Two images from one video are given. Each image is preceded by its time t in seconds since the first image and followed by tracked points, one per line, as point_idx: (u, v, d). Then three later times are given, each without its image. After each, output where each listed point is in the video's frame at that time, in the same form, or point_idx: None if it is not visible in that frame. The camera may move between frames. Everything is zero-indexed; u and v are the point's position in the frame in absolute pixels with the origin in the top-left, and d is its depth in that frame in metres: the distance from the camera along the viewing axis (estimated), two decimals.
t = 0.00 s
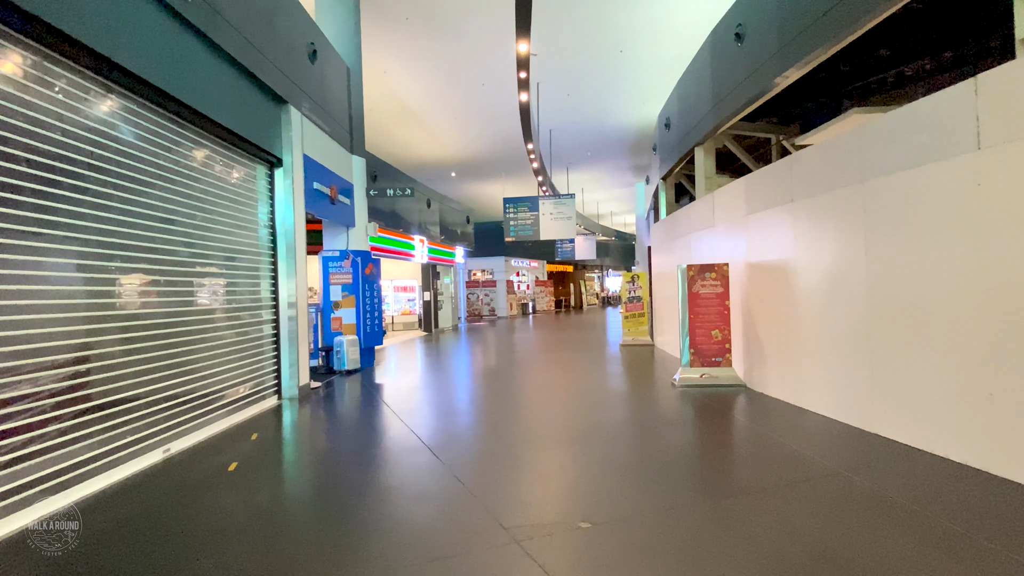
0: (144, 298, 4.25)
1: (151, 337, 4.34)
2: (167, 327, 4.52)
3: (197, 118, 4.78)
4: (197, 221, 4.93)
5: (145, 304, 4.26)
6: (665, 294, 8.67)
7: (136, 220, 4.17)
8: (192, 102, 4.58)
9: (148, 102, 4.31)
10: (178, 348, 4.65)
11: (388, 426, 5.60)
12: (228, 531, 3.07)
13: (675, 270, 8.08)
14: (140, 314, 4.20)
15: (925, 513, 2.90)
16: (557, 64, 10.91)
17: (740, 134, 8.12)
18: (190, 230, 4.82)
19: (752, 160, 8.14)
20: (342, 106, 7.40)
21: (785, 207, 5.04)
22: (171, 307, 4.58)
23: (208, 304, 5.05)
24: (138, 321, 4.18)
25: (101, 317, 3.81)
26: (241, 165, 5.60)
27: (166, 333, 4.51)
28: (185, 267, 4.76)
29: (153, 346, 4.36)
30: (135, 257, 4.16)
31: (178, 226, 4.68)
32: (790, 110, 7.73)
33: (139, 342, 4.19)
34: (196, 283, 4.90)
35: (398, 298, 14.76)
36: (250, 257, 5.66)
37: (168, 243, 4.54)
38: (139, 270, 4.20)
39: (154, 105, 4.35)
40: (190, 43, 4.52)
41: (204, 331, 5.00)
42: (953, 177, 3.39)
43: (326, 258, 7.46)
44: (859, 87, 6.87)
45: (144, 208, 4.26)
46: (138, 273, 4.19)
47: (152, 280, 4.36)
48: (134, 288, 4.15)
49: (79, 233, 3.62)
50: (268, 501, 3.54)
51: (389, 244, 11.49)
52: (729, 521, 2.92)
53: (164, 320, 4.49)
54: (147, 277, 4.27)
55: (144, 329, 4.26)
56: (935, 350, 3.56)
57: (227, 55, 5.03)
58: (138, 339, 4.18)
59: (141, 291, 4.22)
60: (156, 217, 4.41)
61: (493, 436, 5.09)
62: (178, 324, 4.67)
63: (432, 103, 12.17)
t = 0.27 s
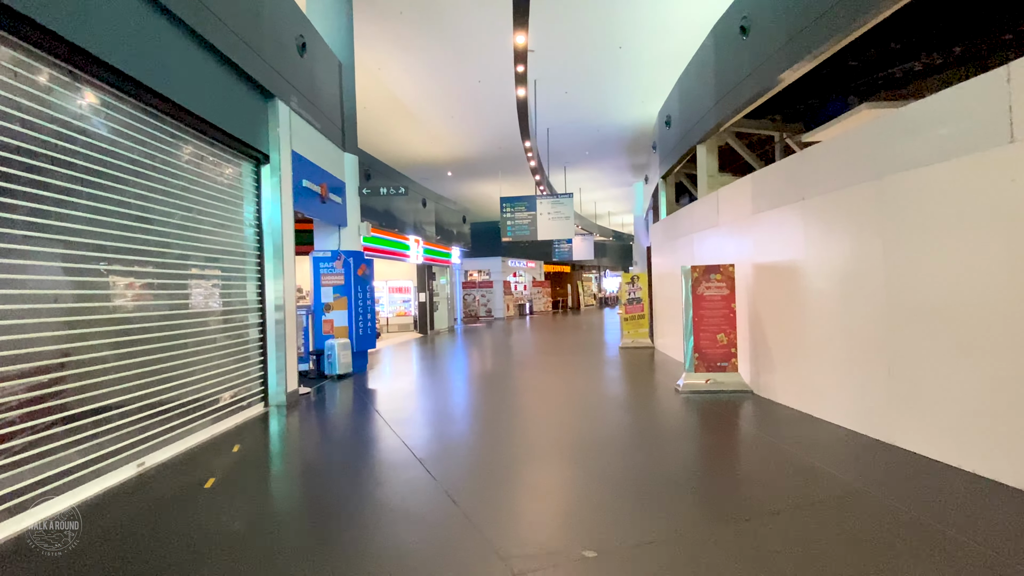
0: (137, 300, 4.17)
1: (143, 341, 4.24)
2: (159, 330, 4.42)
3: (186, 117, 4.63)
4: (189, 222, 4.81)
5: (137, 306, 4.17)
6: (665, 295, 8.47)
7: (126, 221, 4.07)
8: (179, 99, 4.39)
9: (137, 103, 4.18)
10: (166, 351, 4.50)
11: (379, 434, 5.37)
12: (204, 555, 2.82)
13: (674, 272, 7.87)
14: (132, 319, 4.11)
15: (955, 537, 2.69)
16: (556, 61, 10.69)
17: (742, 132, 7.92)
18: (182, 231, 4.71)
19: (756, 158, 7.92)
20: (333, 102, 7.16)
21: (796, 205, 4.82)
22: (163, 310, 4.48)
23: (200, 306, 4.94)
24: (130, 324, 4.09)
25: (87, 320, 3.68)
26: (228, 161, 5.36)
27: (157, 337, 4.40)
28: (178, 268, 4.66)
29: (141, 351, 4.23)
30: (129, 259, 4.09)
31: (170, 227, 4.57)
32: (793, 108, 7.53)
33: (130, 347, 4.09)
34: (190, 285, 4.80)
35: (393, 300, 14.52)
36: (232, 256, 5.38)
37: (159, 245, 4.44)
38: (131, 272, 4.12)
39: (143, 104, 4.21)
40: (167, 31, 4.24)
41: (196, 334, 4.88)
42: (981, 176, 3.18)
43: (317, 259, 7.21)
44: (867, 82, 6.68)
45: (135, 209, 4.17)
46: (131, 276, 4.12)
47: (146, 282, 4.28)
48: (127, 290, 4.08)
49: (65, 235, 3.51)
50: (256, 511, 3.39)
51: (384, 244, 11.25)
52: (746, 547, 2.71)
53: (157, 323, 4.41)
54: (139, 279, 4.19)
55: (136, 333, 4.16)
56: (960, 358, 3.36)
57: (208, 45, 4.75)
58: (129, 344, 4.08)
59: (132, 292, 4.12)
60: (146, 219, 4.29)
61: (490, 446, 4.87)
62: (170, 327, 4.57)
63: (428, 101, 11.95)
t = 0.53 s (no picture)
0: (136, 300, 4.10)
1: (139, 342, 4.14)
2: (156, 331, 4.34)
3: (183, 114, 4.50)
4: (186, 221, 4.69)
5: (134, 306, 4.08)
6: (667, 295, 8.27)
7: (123, 221, 3.98)
8: (169, 92, 4.21)
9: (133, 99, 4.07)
10: (159, 354, 4.36)
11: (374, 439, 5.17)
12: None
13: (677, 270, 7.66)
14: (130, 323, 4.03)
15: (992, 555, 2.50)
16: (556, 56, 10.48)
17: (747, 127, 7.72)
18: (179, 231, 4.61)
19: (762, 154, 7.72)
20: (327, 96, 6.93)
21: (810, 201, 4.61)
22: (160, 311, 4.40)
23: (198, 308, 4.82)
24: (127, 325, 4.01)
25: (79, 321, 3.57)
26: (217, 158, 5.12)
27: (155, 339, 4.32)
28: (176, 268, 4.57)
29: (135, 355, 4.11)
30: (128, 258, 4.02)
31: (169, 226, 4.48)
32: (799, 102, 7.35)
33: (127, 351, 4.00)
34: (188, 285, 4.70)
35: (390, 300, 14.30)
36: (218, 254, 5.11)
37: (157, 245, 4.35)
38: (130, 272, 4.05)
39: (141, 101, 4.12)
40: (148, 16, 3.97)
41: (194, 335, 4.78)
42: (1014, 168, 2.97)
43: (310, 258, 6.97)
44: (877, 76, 6.50)
45: (132, 208, 4.07)
46: (130, 276, 4.05)
47: (145, 281, 4.21)
48: (126, 290, 4.01)
49: (57, 233, 3.41)
50: (247, 520, 3.24)
51: (380, 243, 11.02)
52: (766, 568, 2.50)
53: (154, 323, 4.31)
54: (137, 279, 4.11)
55: (134, 334, 4.08)
56: (990, 362, 3.15)
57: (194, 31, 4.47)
58: (125, 346, 3.98)
59: (130, 292, 4.04)
60: (137, 217, 4.14)
61: (489, 452, 4.66)
62: (167, 328, 4.48)
63: (426, 98, 11.74)
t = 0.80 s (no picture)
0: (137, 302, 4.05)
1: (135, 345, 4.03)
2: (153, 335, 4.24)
3: (179, 112, 4.39)
4: (182, 220, 4.59)
5: (133, 307, 4.00)
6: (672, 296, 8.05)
7: (120, 221, 3.91)
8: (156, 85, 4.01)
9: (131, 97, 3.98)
10: (153, 357, 4.22)
11: (370, 446, 4.96)
12: None
13: (683, 270, 7.43)
14: (132, 328, 3.98)
15: None
16: (557, 52, 10.27)
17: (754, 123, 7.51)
18: (176, 231, 4.51)
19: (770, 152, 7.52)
20: (322, 90, 6.71)
21: (827, 198, 4.38)
22: (158, 313, 4.31)
23: (195, 309, 4.72)
24: (124, 328, 3.91)
25: (73, 322, 3.47)
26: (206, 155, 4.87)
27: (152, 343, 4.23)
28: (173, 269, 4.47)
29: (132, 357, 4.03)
30: (125, 259, 3.94)
31: (165, 224, 4.40)
32: (807, 99, 7.16)
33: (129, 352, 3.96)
34: (186, 285, 4.61)
35: (389, 300, 14.07)
36: (205, 254, 4.87)
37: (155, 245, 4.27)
38: (131, 272, 4.01)
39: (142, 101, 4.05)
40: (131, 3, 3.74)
41: (185, 338, 4.60)
42: None
43: (305, 258, 6.74)
44: (889, 70, 6.32)
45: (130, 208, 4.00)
46: (131, 276, 4.01)
47: (147, 281, 4.18)
48: (127, 290, 3.97)
49: (50, 236, 3.30)
50: (237, 533, 3.07)
51: (378, 243, 10.79)
52: None
53: (149, 326, 4.19)
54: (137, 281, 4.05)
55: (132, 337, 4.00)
56: None
57: (180, 20, 4.24)
58: (124, 347, 3.91)
59: (130, 291, 3.98)
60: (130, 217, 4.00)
61: (489, 461, 4.45)
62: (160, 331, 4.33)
63: (424, 96, 11.53)
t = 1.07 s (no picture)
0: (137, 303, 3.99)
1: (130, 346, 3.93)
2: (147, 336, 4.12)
3: (170, 106, 4.22)
4: (175, 217, 4.43)
5: (131, 307, 3.93)
6: (677, 296, 7.82)
7: (119, 222, 3.84)
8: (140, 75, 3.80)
9: (134, 98, 3.95)
10: (142, 359, 4.05)
11: (367, 450, 4.74)
12: None
13: (688, 270, 7.20)
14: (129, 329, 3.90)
15: None
16: (559, 47, 10.03)
17: (762, 118, 7.29)
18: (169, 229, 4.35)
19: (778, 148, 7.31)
20: (315, 83, 6.48)
21: (846, 192, 4.15)
22: (156, 313, 4.21)
23: (194, 308, 4.62)
24: (121, 329, 3.83)
25: (65, 322, 3.37)
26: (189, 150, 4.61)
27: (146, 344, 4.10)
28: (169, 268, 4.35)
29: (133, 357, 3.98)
30: (119, 258, 3.83)
31: (161, 221, 4.27)
32: (816, 92, 6.94)
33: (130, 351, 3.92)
34: (185, 284, 4.51)
35: (387, 301, 13.84)
36: (191, 252, 4.59)
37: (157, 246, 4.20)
38: (127, 272, 3.91)
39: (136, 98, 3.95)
40: None
41: (173, 341, 4.39)
42: None
43: (298, 256, 6.51)
44: (903, 62, 6.11)
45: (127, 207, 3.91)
46: (128, 276, 3.92)
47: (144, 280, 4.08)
48: (127, 290, 3.90)
49: (42, 234, 3.21)
50: (224, 548, 2.86)
51: (375, 242, 10.56)
52: None
53: (145, 327, 4.08)
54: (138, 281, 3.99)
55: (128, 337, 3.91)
56: None
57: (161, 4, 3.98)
58: (125, 347, 3.87)
59: (130, 291, 3.92)
60: (124, 215, 3.89)
61: (489, 466, 4.23)
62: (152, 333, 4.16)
63: (423, 92, 11.32)
